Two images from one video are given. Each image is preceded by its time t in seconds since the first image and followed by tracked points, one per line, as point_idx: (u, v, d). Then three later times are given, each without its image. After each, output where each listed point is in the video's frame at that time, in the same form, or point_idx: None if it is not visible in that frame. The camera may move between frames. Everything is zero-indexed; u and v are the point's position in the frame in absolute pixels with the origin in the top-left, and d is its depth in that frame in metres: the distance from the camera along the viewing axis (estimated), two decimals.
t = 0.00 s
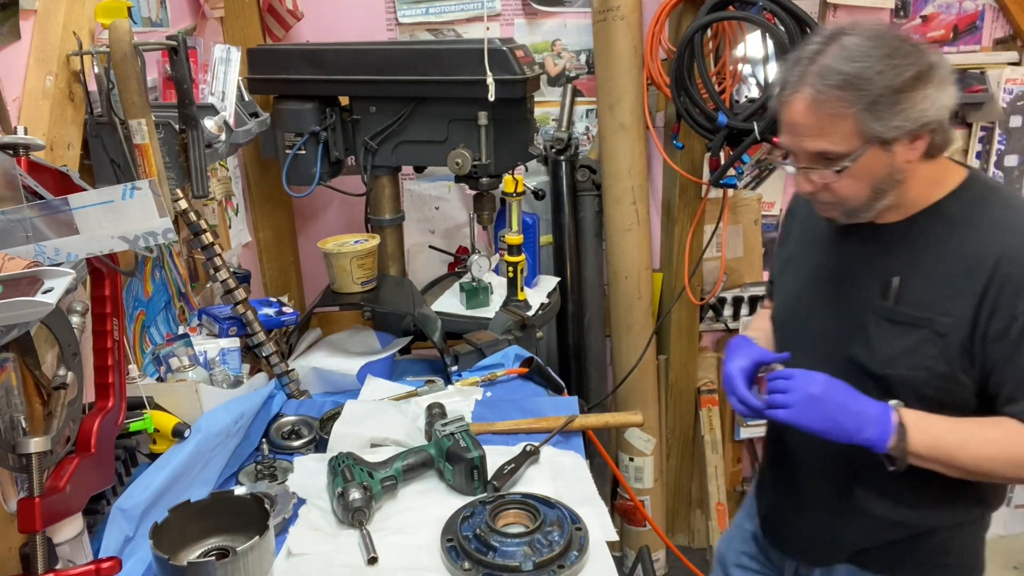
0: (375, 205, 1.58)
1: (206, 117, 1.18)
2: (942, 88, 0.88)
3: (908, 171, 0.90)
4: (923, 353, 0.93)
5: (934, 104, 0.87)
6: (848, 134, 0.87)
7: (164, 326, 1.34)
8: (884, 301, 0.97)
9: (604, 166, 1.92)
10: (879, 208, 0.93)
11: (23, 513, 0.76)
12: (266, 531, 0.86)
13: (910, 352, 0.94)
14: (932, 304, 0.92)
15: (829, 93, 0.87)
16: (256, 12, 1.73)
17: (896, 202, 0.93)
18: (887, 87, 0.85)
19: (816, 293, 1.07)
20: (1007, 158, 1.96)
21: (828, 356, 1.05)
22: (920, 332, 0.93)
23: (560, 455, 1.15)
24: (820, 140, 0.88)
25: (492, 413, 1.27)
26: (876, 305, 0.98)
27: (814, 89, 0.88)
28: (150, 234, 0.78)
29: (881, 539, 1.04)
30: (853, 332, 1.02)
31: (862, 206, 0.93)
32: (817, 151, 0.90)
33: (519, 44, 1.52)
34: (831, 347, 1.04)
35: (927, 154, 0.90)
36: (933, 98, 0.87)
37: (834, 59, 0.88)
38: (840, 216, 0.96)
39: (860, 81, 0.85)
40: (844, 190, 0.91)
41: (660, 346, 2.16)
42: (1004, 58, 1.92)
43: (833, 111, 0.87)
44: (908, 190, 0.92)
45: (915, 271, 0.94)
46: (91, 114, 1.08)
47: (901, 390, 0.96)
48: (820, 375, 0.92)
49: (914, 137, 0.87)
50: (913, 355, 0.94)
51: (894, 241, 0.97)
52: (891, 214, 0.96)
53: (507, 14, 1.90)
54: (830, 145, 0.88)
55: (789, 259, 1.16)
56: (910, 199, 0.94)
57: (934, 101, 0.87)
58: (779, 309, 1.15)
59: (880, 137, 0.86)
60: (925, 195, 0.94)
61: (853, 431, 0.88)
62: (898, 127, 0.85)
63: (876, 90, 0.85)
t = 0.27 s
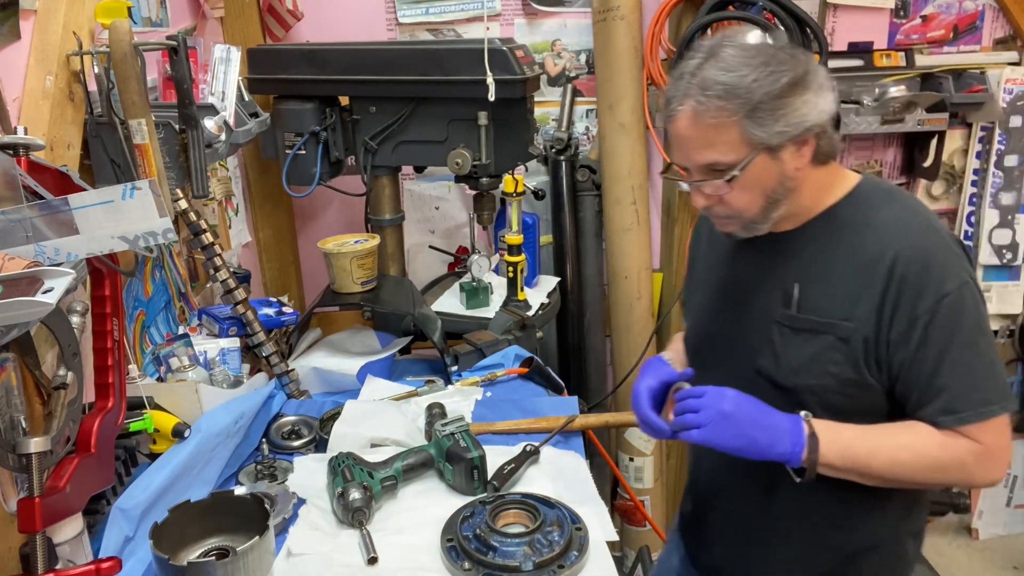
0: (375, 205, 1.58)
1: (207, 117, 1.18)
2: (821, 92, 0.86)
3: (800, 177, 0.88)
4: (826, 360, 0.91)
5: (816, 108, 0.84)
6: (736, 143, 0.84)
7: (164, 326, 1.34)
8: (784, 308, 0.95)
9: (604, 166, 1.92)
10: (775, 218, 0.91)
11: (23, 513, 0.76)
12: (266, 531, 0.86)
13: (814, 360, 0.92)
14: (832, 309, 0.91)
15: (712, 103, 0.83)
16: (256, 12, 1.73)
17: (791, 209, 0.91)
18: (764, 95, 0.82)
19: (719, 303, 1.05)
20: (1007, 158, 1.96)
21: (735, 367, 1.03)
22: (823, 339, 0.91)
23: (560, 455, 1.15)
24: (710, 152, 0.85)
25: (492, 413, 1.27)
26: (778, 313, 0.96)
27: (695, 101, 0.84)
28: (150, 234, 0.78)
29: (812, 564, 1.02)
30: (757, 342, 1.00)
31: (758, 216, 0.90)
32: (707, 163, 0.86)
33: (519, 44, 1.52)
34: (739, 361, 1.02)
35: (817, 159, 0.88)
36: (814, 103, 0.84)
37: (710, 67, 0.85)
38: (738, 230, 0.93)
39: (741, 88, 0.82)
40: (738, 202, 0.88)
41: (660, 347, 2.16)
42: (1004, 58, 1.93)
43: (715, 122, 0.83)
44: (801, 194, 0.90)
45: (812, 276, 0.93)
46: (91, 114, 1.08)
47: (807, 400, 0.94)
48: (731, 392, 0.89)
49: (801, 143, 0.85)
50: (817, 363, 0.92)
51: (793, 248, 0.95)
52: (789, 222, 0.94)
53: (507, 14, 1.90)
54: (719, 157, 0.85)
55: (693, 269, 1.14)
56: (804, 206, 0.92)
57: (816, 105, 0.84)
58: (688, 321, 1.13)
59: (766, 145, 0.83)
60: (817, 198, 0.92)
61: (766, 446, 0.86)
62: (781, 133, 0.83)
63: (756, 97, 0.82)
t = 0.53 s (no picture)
0: (375, 205, 1.58)
1: (207, 117, 1.18)
2: (787, 83, 0.87)
3: (762, 173, 0.89)
4: (791, 365, 0.92)
5: (783, 100, 0.85)
6: (700, 131, 0.83)
7: (164, 326, 1.33)
8: (746, 309, 0.96)
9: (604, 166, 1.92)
10: (737, 215, 0.91)
11: (23, 513, 0.76)
12: (265, 531, 0.86)
13: (778, 365, 0.93)
14: (797, 312, 0.92)
15: (678, 87, 0.82)
16: (256, 12, 1.73)
17: (753, 206, 0.92)
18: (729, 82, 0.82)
19: (676, 301, 1.04)
20: (1007, 158, 1.96)
21: (689, 369, 1.03)
22: (787, 343, 0.92)
23: (560, 455, 1.14)
24: (675, 140, 0.84)
25: (492, 413, 1.27)
26: (738, 315, 0.97)
27: (659, 85, 0.83)
28: (150, 233, 0.77)
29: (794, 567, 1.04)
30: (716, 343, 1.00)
31: (720, 212, 0.90)
32: (669, 152, 0.85)
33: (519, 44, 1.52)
34: (694, 364, 1.02)
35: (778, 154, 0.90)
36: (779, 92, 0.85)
37: (675, 50, 0.84)
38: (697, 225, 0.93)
39: (708, 74, 0.82)
40: (698, 194, 0.88)
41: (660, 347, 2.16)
42: (1004, 58, 1.94)
43: (680, 107, 0.82)
44: (764, 191, 0.91)
45: (775, 278, 0.94)
46: (91, 114, 1.08)
47: (766, 403, 0.95)
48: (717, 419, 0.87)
49: (764, 136, 0.86)
50: (780, 368, 0.92)
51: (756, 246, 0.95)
52: (752, 218, 0.95)
53: (507, 14, 1.90)
54: (683, 145, 0.84)
55: (643, 266, 1.13)
56: (765, 203, 0.93)
57: (783, 96, 0.85)
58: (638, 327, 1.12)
59: (732, 134, 0.83)
60: (778, 199, 0.93)
61: (754, 473, 0.85)
62: (748, 123, 0.83)
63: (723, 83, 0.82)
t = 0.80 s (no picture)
0: (375, 205, 1.58)
1: (207, 117, 1.18)
2: (812, 108, 0.78)
3: (780, 207, 0.82)
4: (797, 422, 0.85)
5: (806, 129, 0.77)
6: (707, 168, 0.77)
7: (164, 326, 1.34)
8: (754, 359, 0.90)
9: (603, 166, 1.92)
10: (750, 252, 0.85)
11: (23, 512, 0.76)
12: (265, 531, 0.86)
13: (784, 421, 0.87)
14: (808, 368, 0.85)
15: (683, 119, 0.75)
16: (256, 12, 1.73)
17: (765, 243, 0.85)
18: (743, 113, 0.74)
19: (681, 341, 0.99)
20: (1007, 159, 1.96)
21: (691, 416, 0.98)
22: (795, 400, 0.86)
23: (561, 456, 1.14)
24: (678, 177, 0.77)
25: (492, 413, 1.27)
26: (745, 365, 0.91)
27: (662, 112, 0.76)
28: (150, 233, 0.77)
29: None
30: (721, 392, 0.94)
31: (730, 250, 0.84)
32: (672, 188, 0.79)
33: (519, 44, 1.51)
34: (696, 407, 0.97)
35: (799, 185, 0.83)
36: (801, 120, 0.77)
37: (683, 72, 0.76)
38: (704, 262, 0.87)
39: (719, 104, 0.74)
40: (707, 233, 0.81)
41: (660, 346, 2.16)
42: (1004, 58, 1.94)
43: (685, 141, 0.75)
44: (781, 226, 0.85)
45: (788, 328, 0.87)
46: (91, 114, 1.08)
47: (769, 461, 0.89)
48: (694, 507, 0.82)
49: (784, 168, 0.79)
50: (786, 425, 0.86)
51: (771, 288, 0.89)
52: (767, 254, 0.88)
53: (507, 14, 1.90)
54: (687, 183, 0.77)
55: (644, 293, 1.06)
56: (783, 239, 0.86)
57: (807, 124, 0.77)
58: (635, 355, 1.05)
59: (745, 170, 0.76)
60: (795, 233, 0.86)
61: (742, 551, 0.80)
62: (763, 159, 0.76)
63: (736, 112, 0.74)
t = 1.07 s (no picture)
0: (375, 205, 1.59)
1: (207, 117, 1.18)
2: (839, 138, 0.70)
3: (804, 248, 0.75)
4: (822, 484, 0.79)
5: (831, 165, 0.70)
6: (712, 217, 0.72)
7: (164, 327, 1.34)
8: (776, 411, 0.83)
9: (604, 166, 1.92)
10: (771, 292, 0.78)
11: (23, 512, 0.76)
12: (265, 531, 0.86)
13: (808, 481, 0.80)
14: (835, 424, 0.78)
15: (683, 163, 0.69)
16: (256, 12, 1.73)
17: (788, 281, 0.79)
18: (753, 155, 0.67)
19: (696, 384, 0.92)
20: (1007, 159, 1.96)
21: (705, 462, 0.92)
22: (820, 460, 0.79)
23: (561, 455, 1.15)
24: (683, 223, 0.73)
25: (492, 413, 1.28)
26: (764, 416, 0.84)
27: (660, 151, 0.70)
28: (150, 233, 0.77)
29: None
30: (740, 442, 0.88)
31: (746, 291, 0.79)
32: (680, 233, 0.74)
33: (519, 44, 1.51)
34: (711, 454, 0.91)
35: (826, 220, 0.76)
36: (825, 153, 0.69)
37: (686, 106, 0.69)
38: (722, 300, 0.82)
39: (723, 147, 0.67)
40: (717, 277, 0.77)
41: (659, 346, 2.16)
42: (1003, 58, 1.94)
43: (687, 186, 0.70)
44: (806, 266, 0.77)
45: (814, 378, 0.80)
46: (91, 115, 1.08)
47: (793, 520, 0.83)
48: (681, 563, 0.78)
49: (807, 208, 0.72)
50: (810, 485, 0.80)
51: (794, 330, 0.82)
52: (790, 291, 0.80)
53: (507, 14, 1.90)
54: (693, 229, 0.73)
55: (659, 320, 1.00)
56: (811, 276, 0.78)
57: (831, 159, 0.70)
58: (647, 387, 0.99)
59: (758, 217, 0.70)
60: (824, 271, 0.78)
61: None
62: (778, 204, 0.69)
63: (745, 154, 0.67)
